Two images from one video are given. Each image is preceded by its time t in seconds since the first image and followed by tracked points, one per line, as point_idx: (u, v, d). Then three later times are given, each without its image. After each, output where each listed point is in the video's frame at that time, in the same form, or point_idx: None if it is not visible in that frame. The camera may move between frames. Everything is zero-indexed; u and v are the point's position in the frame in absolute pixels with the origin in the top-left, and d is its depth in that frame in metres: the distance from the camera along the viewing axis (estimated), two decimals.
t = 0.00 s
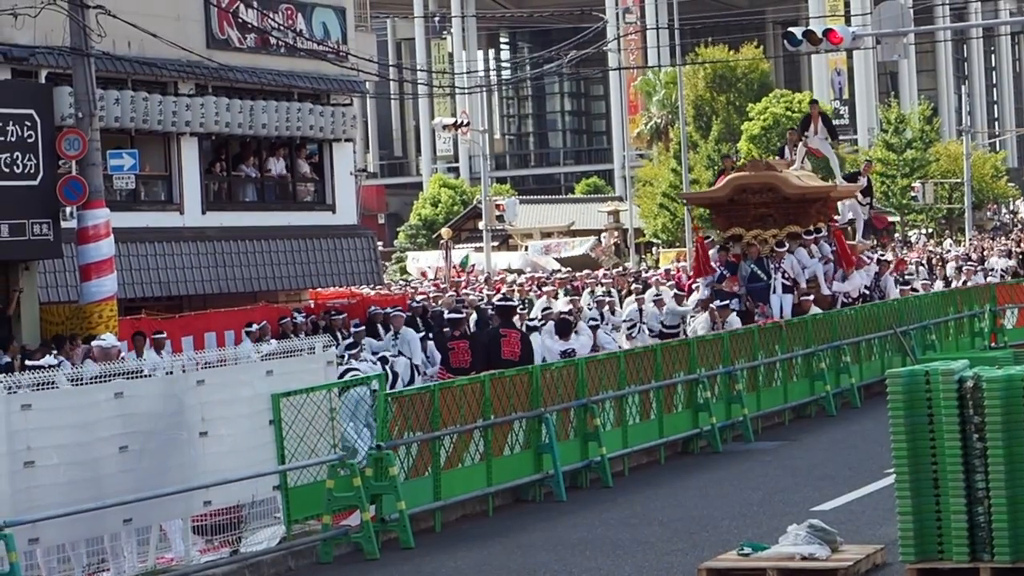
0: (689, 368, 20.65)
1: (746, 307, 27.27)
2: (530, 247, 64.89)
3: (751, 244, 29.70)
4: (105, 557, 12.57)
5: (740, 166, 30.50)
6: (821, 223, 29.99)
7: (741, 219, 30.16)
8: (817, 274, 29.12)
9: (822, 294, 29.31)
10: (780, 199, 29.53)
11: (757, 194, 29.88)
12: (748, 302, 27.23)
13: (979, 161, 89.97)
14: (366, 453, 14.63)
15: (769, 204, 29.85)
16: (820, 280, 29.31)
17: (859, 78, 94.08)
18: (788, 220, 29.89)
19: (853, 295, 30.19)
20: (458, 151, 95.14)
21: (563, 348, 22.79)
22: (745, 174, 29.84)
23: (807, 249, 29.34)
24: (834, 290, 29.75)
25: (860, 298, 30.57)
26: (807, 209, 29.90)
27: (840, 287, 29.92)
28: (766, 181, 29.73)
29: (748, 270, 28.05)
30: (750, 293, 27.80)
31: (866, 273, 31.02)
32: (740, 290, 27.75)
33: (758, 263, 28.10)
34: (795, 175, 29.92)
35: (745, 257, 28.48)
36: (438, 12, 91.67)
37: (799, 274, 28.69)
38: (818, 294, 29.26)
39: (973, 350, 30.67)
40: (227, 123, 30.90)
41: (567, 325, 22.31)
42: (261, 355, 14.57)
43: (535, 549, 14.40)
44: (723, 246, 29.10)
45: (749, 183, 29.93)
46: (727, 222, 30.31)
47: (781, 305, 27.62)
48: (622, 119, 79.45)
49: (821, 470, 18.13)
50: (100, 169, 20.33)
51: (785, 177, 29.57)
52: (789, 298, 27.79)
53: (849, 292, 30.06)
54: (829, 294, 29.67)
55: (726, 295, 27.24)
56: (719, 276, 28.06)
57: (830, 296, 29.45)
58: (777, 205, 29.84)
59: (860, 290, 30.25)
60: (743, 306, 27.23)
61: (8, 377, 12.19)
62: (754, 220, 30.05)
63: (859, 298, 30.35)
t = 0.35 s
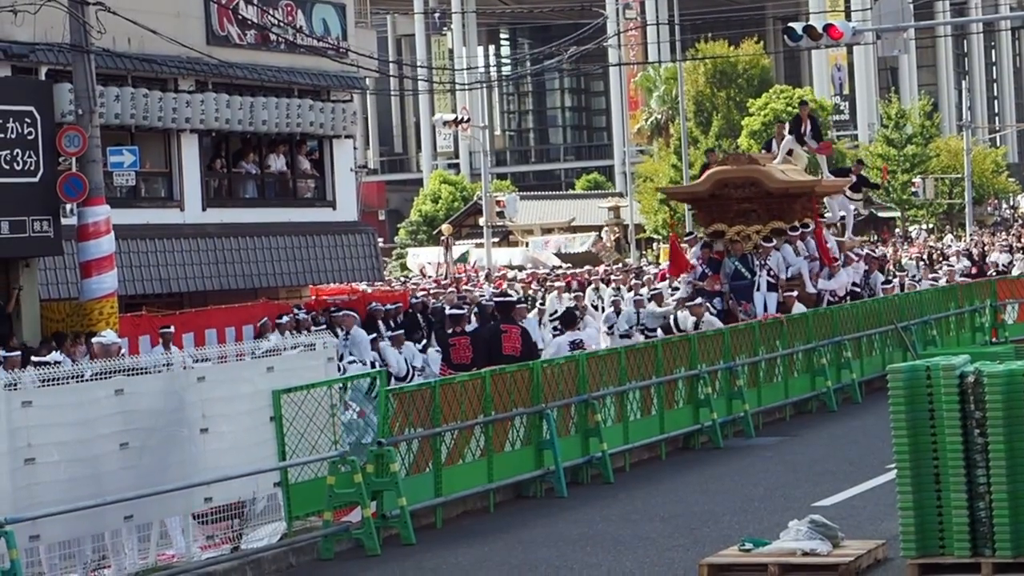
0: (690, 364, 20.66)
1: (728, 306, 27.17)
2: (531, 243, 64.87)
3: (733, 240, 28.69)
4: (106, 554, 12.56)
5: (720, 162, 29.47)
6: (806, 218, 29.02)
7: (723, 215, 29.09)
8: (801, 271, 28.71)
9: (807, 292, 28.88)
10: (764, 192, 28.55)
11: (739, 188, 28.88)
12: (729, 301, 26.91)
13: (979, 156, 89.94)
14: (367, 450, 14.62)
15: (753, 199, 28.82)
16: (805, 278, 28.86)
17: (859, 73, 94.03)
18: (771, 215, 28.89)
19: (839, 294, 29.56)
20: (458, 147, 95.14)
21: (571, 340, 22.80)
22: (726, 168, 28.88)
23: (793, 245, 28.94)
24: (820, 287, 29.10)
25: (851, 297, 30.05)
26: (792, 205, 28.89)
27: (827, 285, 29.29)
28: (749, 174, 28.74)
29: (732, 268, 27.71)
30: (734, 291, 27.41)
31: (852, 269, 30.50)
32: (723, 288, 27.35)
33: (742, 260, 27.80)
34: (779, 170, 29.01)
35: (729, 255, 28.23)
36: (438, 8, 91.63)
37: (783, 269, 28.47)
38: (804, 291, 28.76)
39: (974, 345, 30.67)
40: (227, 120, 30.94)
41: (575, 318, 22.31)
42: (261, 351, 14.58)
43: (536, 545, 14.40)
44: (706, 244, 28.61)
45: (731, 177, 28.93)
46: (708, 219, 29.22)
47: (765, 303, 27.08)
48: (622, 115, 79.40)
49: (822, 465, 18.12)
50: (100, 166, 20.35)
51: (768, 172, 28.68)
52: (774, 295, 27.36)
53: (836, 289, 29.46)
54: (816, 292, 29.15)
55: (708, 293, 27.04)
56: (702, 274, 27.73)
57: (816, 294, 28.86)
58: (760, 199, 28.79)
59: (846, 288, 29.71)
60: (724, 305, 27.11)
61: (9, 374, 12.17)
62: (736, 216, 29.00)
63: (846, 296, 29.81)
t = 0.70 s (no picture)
0: (690, 357, 20.66)
1: (707, 303, 26.22)
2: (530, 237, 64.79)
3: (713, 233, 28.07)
4: (106, 548, 12.56)
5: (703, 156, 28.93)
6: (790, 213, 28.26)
7: (704, 208, 28.45)
8: (783, 267, 27.31)
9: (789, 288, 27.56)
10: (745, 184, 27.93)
11: (720, 181, 28.28)
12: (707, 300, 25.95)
13: (978, 149, 89.92)
14: (367, 443, 14.61)
15: (734, 191, 28.19)
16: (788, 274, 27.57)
17: (858, 66, 93.95)
18: (753, 209, 28.15)
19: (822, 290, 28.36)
20: (456, 140, 94.99)
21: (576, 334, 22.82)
22: (707, 159, 28.31)
23: (773, 239, 27.77)
24: (803, 283, 27.77)
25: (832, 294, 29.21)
26: (775, 198, 28.18)
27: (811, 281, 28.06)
28: (730, 166, 28.16)
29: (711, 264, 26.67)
30: (713, 289, 26.42)
31: (835, 265, 29.60)
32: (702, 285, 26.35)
33: (721, 257, 26.75)
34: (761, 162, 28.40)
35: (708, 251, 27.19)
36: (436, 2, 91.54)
37: (763, 265, 27.14)
38: (786, 287, 27.37)
39: (973, 338, 30.67)
40: (225, 114, 31.07)
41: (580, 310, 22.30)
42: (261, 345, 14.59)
43: (536, 539, 14.40)
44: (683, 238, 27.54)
45: (712, 170, 28.36)
46: (690, 212, 28.65)
47: (746, 300, 26.09)
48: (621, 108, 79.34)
49: (822, 458, 18.12)
50: (99, 161, 20.40)
51: (749, 163, 28.08)
52: (755, 292, 26.36)
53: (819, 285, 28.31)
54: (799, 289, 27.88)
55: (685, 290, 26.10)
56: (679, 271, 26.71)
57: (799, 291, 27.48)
58: (742, 192, 28.15)
59: (829, 283, 28.50)
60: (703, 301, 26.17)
61: (8, 369, 12.17)
62: (718, 209, 28.35)
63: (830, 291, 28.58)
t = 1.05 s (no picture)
0: (691, 352, 20.67)
1: (689, 302, 25.40)
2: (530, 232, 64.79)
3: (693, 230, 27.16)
4: (108, 543, 12.57)
5: (680, 145, 27.91)
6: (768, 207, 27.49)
7: (683, 203, 27.57)
8: (766, 263, 26.81)
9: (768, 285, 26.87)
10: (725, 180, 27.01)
11: (699, 174, 27.33)
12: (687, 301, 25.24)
13: (978, 143, 89.89)
14: (368, 438, 14.61)
15: (713, 186, 27.28)
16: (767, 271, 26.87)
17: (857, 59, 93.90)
18: (733, 203, 27.38)
19: (806, 286, 27.64)
20: (457, 135, 95.01)
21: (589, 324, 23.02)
22: (685, 152, 27.32)
23: (754, 236, 27.11)
24: (784, 280, 27.20)
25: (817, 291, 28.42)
26: (754, 192, 27.33)
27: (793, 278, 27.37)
28: (709, 159, 27.19)
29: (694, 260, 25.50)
30: (696, 285, 25.32)
31: (819, 262, 28.82)
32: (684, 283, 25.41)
33: (704, 252, 25.58)
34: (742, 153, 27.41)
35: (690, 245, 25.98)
36: None
37: (744, 261, 26.63)
38: (766, 284, 26.87)
39: (974, 332, 30.67)
40: (225, 109, 31.18)
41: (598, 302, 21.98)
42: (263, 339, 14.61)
43: (537, 533, 14.40)
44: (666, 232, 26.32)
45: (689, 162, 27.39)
46: (669, 206, 27.76)
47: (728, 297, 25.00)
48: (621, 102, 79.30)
49: (822, 453, 18.12)
50: (99, 156, 20.41)
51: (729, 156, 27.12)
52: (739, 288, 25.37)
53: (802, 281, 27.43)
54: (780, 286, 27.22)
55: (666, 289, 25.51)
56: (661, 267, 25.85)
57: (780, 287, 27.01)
58: (721, 186, 27.25)
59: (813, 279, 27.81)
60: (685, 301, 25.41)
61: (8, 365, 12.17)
62: (697, 203, 27.48)
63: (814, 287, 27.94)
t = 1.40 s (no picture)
0: (693, 348, 20.67)
1: (666, 301, 24.90)
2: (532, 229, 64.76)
3: (668, 228, 26.66)
4: (110, 540, 12.58)
5: (654, 141, 27.31)
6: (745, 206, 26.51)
7: (658, 199, 27.02)
8: (742, 263, 25.79)
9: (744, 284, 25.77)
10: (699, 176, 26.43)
11: (672, 170, 26.75)
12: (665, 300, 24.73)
13: (980, 139, 89.86)
14: (370, 435, 14.61)
15: (688, 182, 26.68)
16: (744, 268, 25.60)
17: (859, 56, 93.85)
18: (709, 200, 26.74)
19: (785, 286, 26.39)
20: (459, 132, 94.94)
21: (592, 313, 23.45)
22: (657, 147, 26.73)
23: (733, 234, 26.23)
24: (761, 280, 26.15)
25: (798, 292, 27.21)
26: (730, 188, 26.71)
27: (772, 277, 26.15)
28: (682, 155, 26.57)
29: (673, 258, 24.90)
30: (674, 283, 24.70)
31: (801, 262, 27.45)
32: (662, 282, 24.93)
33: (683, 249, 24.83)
34: (717, 148, 26.78)
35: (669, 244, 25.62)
36: None
37: (721, 260, 25.56)
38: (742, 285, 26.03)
39: (976, 328, 30.66)
40: (227, 106, 31.24)
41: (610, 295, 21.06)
42: (266, 336, 14.63)
43: (540, 530, 14.40)
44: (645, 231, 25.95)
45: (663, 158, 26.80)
46: (644, 203, 27.23)
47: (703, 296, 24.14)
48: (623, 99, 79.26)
49: (825, 449, 18.11)
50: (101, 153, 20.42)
51: (703, 152, 26.49)
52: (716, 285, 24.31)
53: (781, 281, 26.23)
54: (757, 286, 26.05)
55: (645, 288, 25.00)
56: (641, 267, 25.35)
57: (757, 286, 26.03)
58: (696, 182, 26.65)
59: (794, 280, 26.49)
60: (663, 301, 24.94)
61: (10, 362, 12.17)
62: (672, 200, 26.90)
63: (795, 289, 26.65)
